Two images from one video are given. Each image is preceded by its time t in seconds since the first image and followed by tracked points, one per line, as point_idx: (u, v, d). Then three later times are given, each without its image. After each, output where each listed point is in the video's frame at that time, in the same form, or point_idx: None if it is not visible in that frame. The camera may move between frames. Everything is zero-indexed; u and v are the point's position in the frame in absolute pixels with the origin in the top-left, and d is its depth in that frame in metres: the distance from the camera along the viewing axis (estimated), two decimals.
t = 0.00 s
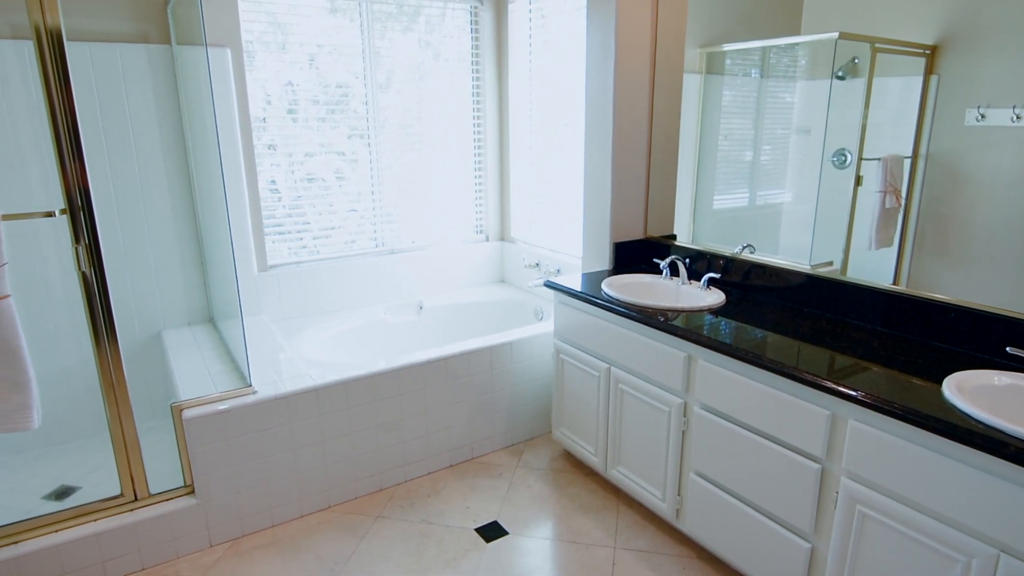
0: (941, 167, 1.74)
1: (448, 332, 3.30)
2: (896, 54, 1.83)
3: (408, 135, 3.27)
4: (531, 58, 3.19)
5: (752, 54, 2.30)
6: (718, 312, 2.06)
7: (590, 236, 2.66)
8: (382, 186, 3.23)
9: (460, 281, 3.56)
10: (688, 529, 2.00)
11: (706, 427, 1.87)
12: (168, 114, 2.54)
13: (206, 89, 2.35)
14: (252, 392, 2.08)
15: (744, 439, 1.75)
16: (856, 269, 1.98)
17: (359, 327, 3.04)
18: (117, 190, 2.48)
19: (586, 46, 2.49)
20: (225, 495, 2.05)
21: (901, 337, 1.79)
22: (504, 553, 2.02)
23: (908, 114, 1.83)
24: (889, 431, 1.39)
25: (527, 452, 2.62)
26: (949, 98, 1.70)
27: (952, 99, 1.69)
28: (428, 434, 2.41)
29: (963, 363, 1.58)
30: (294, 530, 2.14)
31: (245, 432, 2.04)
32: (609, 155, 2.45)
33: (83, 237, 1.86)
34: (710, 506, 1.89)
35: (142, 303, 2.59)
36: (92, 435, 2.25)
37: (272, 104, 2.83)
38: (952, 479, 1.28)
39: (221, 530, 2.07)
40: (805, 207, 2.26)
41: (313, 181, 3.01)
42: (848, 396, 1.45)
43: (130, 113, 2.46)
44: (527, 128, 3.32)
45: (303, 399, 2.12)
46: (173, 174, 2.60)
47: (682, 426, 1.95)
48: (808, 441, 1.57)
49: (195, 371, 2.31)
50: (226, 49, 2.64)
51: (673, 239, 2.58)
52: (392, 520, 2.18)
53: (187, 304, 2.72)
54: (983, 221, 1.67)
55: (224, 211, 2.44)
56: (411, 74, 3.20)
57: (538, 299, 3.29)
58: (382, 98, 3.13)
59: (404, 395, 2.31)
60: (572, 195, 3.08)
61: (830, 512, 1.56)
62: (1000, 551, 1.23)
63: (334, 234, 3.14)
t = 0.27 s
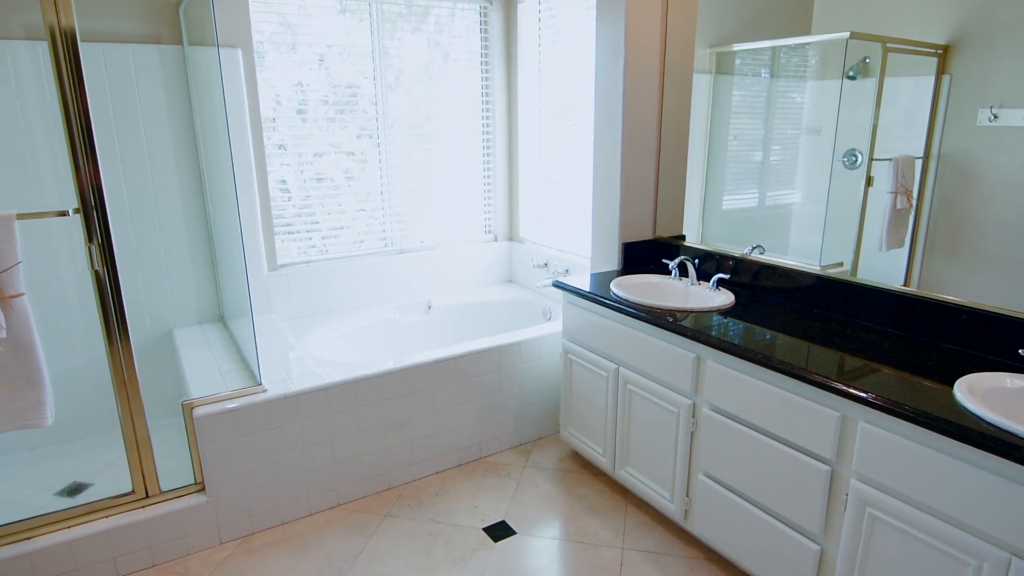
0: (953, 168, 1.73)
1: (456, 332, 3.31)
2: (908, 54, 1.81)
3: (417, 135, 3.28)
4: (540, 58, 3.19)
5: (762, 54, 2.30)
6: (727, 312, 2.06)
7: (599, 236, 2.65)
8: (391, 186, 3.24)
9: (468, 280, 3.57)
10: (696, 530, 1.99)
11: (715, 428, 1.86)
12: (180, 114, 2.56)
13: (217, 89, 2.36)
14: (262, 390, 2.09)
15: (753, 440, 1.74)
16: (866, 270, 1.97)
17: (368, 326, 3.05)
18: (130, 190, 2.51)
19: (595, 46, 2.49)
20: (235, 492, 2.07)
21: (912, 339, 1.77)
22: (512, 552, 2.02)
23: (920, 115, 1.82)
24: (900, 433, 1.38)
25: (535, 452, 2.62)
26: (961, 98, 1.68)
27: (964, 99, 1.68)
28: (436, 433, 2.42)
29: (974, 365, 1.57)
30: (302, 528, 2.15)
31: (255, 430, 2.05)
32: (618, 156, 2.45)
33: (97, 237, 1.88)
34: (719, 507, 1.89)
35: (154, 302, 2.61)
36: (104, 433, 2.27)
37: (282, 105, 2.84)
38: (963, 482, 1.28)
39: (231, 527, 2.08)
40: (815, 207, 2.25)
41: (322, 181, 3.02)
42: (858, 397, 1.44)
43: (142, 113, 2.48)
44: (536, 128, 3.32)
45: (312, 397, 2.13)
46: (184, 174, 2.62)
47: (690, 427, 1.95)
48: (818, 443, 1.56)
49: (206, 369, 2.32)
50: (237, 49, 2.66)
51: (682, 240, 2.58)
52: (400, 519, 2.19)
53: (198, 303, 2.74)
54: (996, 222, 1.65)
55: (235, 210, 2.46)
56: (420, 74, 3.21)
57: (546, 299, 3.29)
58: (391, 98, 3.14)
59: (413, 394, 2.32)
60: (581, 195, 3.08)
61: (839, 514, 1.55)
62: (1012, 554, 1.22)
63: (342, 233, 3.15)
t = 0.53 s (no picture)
0: (965, 168, 1.72)
1: (464, 331, 3.32)
2: (919, 53, 1.80)
3: (426, 135, 3.29)
4: (549, 57, 3.19)
5: (771, 54, 2.31)
6: (737, 313, 2.05)
7: (608, 236, 2.65)
8: (400, 186, 3.25)
9: (477, 280, 3.57)
10: (704, 531, 1.99)
11: (724, 428, 1.86)
12: (191, 114, 2.58)
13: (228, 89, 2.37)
14: (272, 388, 2.11)
15: (762, 441, 1.74)
16: (876, 271, 1.95)
17: (377, 325, 3.06)
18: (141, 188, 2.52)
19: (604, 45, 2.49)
20: (245, 490, 2.08)
21: (922, 340, 1.76)
22: (519, 552, 2.02)
23: (932, 115, 1.81)
24: (910, 436, 1.38)
25: (542, 452, 2.62)
26: (973, 98, 1.67)
27: (976, 99, 1.67)
28: (444, 433, 2.43)
29: (986, 367, 1.56)
30: (311, 525, 2.17)
31: (264, 429, 2.06)
32: (627, 156, 2.44)
33: (110, 235, 1.90)
34: (727, 508, 1.88)
35: (164, 300, 2.63)
36: (115, 430, 2.29)
37: (291, 104, 2.86)
38: (974, 484, 1.27)
39: (240, 524, 2.10)
40: (824, 207, 2.26)
41: (331, 181, 3.04)
42: (868, 399, 1.43)
43: (154, 113, 2.50)
44: (544, 128, 3.33)
45: (321, 396, 2.14)
46: (195, 173, 2.64)
47: (699, 427, 1.94)
48: (827, 444, 1.56)
49: (216, 367, 2.34)
50: (247, 49, 2.67)
51: (691, 240, 2.56)
52: (408, 517, 2.20)
53: (208, 302, 2.76)
54: (1008, 223, 1.64)
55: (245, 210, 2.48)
56: (429, 74, 3.21)
57: (554, 299, 3.29)
58: (400, 97, 3.15)
59: (421, 393, 2.33)
60: (589, 195, 3.08)
61: (849, 516, 1.54)
62: None
63: (351, 233, 3.17)
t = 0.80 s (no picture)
0: (977, 169, 1.71)
1: (472, 331, 3.32)
2: (930, 53, 1.80)
3: (434, 135, 3.29)
4: (558, 57, 3.19)
5: (781, 53, 2.31)
6: (745, 314, 2.05)
7: (616, 236, 2.65)
8: (408, 186, 3.26)
9: (484, 280, 3.57)
10: (712, 532, 1.98)
11: (732, 429, 1.85)
12: (201, 114, 2.60)
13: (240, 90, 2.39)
14: (281, 387, 2.12)
15: (771, 442, 1.73)
16: (886, 272, 1.94)
17: (385, 325, 3.07)
18: (152, 188, 2.54)
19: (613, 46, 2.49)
20: (254, 488, 2.09)
21: (932, 342, 1.75)
22: (527, 551, 2.03)
23: (943, 115, 1.79)
24: (920, 437, 1.37)
25: (550, 451, 2.63)
26: (984, 98, 1.66)
27: (987, 100, 1.66)
28: (452, 432, 2.43)
29: (997, 369, 1.54)
30: (320, 523, 2.18)
31: (273, 427, 2.08)
32: (635, 156, 2.44)
33: (122, 234, 1.91)
34: (735, 509, 1.88)
35: (175, 299, 2.64)
36: (126, 428, 2.30)
37: (300, 105, 2.87)
38: (985, 487, 1.26)
39: (249, 522, 2.11)
40: (833, 207, 2.26)
41: (339, 180, 3.05)
42: (877, 400, 1.43)
43: (165, 112, 2.52)
44: (553, 128, 3.33)
45: (329, 395, 2.15)
46: (206, 173, 2.65)
47: (707, 428, 1.94)
48: (836, 446, 1.55)
49: (226, 365, 2.35)
50: (258, 50, 2.69)
51: (699, 240, 2.56)
52: (416, 516, 2.21)
53: (218, 301, 2.77)
54: (1019, 224, 1.63)
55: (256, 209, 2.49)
56: (438, 74, 3.22)
57: (562, 299, 3.29)
58: (409, 98, 3.16)
59: (429, 392, 2.34)
60: (598, 195, 3.07)
61: (858, 518, 1.53)
62: None
63: (359, 233, 3.18)
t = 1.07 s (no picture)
0: (988, 169, 1.70)
1: (479, 331, 3.33)
2: (940, 53, 1.78)
3: (442, 135, 3.30)
4: (566, 57, 3.19)
5: (790, 53, 2.30)
6: (754, 314, 2.04)
7: (624, 237, 2.65)
8: (416, 185, 3.27)
9: (492, 280, 3.58)
10: (719, 533, 1.98)
11: (740, 430, 1.85)
12: (211, 114, 2.61)
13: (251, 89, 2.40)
14: (290, 385, 2.13)
15: (779, 444, 1.73)
16: (895, 273, 1.93)
17: (393, 324, 3.09)
18: (162, 187, 2.56)
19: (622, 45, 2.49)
20: (263, 485, 2.10)
21: (943, 344, 1.74)
22: (534, 551, 2.03)
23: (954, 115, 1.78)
24: (930, 439, 1.36)
25: (557, 451, 2.63)
26: (996, 98, 1.65)
27: (998, 100, 1.65)
28: (460, 431, 2.44)
29: (1008, 372, 1.53)
30: (328, 522, 2.19)
31: (282, 425, 2.09)
32: (643, 156, 2.44)
33: (133, 233, 1.93)
34: (743, 510, 1.87)
35: (185, 297, 2.66)
36: (137, 425, 2.32)
37: (309, 105, 2.88)
38: (995, 489, 1.25)
39: (258, 519, 2.12)
40: (844, 208, 2.20)
41: (348, 180, 3.06)
42: (887, 402, 1.42)
43: (176, 112, 2.54)
44: (561, 128, 3.33)
45: (337, 394, 2.16)
46: (215, 172, 2.67)
47: (715, 429, 1.93)
48: (845, 447, 1.54)
49: (235, 364, 2.37)
50: (268, 50, 2.70)
51: (708, 241, 2.58)
52: (423, 515, 2.21)
53: (227, 299, 2.79)
54: None
55: (265, 208, 2.51)
56: (446, 73, 3.23)
57: (570, 299, 3.29)
58: (417, 97, 3.17)
59: (436, 392, 2.34)
60: (606, 195, 3.07)
61: (867, 520, 1.53)
62: None
63: (367, 232, 3.19)
